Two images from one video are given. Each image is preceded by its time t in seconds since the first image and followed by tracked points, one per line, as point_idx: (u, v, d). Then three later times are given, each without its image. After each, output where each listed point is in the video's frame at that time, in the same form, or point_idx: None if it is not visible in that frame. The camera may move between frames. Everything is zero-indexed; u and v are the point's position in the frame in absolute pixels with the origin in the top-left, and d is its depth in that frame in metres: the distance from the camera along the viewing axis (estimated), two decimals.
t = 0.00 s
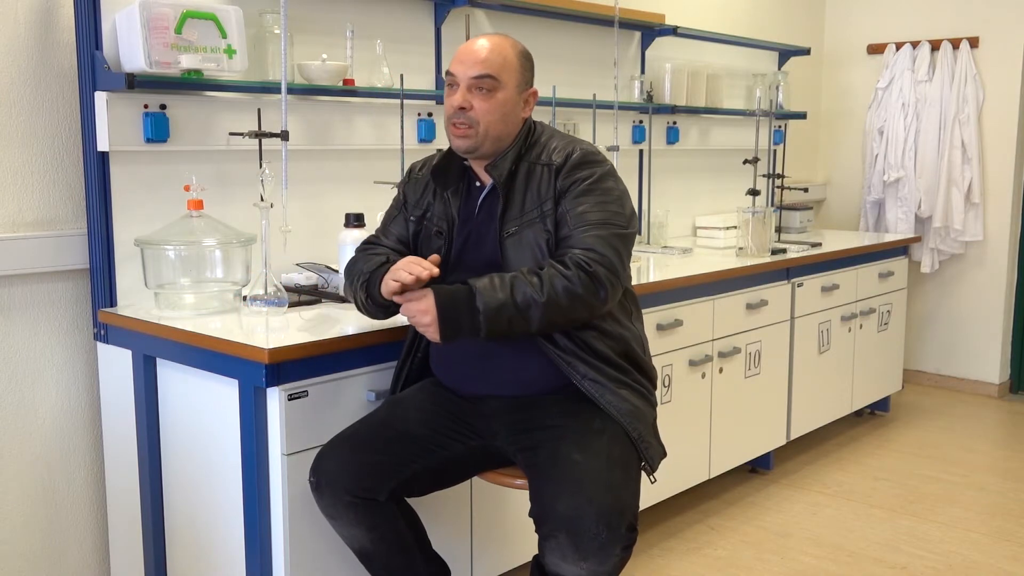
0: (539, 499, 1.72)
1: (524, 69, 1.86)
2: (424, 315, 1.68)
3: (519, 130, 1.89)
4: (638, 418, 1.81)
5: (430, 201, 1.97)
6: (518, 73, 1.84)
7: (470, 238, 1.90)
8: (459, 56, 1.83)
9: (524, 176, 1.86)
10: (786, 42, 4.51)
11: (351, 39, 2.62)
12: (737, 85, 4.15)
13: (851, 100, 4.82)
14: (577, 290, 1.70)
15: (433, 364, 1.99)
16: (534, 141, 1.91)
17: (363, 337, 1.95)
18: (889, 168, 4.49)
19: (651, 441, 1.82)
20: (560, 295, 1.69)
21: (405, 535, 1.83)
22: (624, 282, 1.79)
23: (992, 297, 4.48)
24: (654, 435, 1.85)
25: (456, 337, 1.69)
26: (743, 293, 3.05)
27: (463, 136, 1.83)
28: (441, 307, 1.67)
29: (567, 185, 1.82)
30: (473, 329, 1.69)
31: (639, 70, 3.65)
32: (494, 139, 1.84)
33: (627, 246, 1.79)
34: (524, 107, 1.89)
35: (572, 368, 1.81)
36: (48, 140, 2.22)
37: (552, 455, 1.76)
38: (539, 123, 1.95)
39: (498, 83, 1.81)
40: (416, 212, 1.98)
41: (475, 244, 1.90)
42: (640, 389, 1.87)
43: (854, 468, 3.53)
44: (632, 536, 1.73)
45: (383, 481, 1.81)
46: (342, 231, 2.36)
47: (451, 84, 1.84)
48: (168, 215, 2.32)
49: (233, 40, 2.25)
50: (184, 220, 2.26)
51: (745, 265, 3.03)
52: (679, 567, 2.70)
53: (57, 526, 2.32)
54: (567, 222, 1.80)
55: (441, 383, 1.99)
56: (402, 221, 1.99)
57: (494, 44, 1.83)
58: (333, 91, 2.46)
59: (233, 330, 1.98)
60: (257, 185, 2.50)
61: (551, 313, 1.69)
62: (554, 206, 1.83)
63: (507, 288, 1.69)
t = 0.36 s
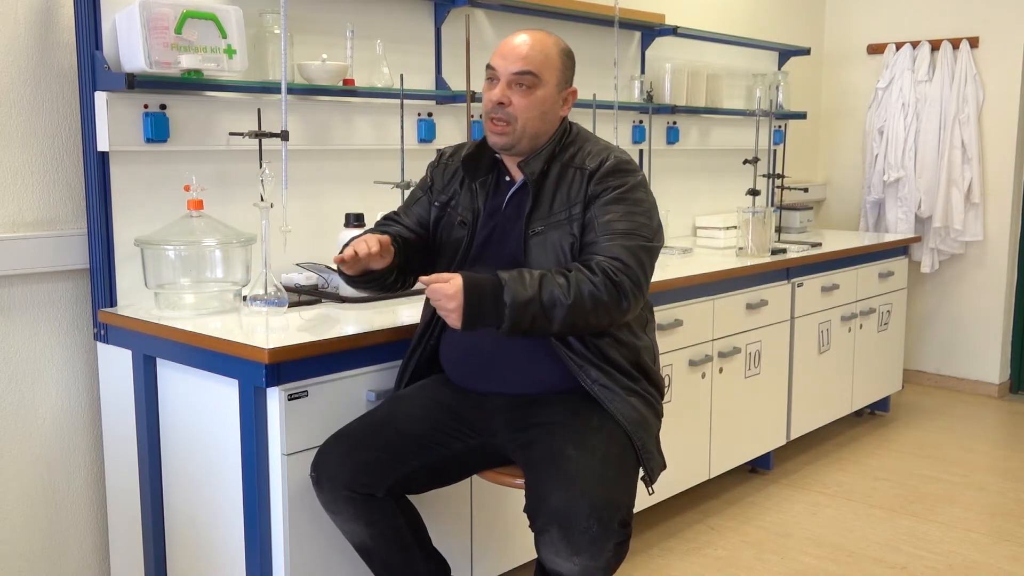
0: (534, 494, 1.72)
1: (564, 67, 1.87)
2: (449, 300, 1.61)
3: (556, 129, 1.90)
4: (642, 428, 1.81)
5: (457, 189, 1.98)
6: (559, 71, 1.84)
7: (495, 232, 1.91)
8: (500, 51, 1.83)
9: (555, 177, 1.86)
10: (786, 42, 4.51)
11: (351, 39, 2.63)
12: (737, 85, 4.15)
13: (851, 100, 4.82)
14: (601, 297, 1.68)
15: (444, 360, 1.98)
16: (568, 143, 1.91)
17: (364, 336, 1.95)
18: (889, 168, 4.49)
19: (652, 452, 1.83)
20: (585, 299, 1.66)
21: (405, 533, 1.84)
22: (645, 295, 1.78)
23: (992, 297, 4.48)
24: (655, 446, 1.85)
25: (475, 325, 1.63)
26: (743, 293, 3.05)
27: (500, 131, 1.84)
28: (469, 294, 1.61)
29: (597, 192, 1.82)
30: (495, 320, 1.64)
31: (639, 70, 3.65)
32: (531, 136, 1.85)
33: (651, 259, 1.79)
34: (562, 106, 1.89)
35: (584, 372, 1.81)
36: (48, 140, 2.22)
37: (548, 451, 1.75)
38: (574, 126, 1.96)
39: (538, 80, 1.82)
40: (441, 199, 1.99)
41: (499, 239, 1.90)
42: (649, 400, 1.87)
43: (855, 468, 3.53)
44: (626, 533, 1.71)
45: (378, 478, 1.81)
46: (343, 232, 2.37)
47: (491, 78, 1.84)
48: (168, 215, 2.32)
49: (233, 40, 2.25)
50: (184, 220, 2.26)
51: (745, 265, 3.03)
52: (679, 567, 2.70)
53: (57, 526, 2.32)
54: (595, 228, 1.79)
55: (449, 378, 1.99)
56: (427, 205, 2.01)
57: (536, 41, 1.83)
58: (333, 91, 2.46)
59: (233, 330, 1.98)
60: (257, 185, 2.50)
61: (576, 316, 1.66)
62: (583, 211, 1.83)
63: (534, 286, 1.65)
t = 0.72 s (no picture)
0: (518, 489, 1.72)
1: (597, 69, 1.88)
2: (473, 306, 1.62)
3: (587, 131, 1.90)
4: (643, 443, 1.80)
5: (481, 188, 1.98)
6: (591, 72, 1.85)
7: (520, 232, 1.90)
8: (534, 51, 1.84)
9: (584, 180, 1.85)
10: (786, 42, 4.51)
11: (351, 39, 2.63)
12: (737, 85, 4.16)
13: (851, 100, 4.82)
14: (624, 309, 1.68)
15: (457, 356, 1.98)
16: (598, 146, 1.90)
17: (365, 336, 1.95)
18: (889, 168, 4.49)
19: (646, 466, 1.82)
20: (608, 310, 1.66)
21: (403, 527, 1.83)
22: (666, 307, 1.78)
23: (992, 297, 4.48)
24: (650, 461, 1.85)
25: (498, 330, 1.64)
26: (744, 293, 3.05)
27: (531, 130, 1.85)
28: (493, 302, 1.61)
29: (626, 199, 1.81)
30: (518, 326, 1.64)
31: (639, 70, 3.65)
32: (561, 136, 1.85)
33: (676, 270, 1.79)
34: (594, 109, 1.90)
35: (594, 379, 1.80)
36: (48, 140, 2.22)
37: (533, 447, 1.76)
38: (607, 128, 1.95)
39: (571, 80, 1.83)
40: (466, 197, 1.99)
41: (525, 239, 1.90)
42: (656, 413, 1.86)
43: (855, 468, 3.53)
44: (608, 533, 1.69)
45: (373, 470, 1.81)
46: (342, 232, 2.35)
47: (523, 76, 1.85)
48: (168, 215, 2.32)
49: (233, 40, 2.25)
50: (184, 220, 2.26)
51: (745, 265, 3.03)
52: (679, 567, 2.70)
53: (57, 526, 2.32)
54: (621, 235, 1.79)
55: (461, 374, 1.99)
56: (451, 203, 2.01)
57: (571, 42, 1.84)
58: (333, 91, 2.45)
59: (233, 330, 1.98)
60: (257, 185, 2.50)
61: (597, 326, 1.67)
62: (611, 217, 1.82)
63: (557, 295, 1.65)
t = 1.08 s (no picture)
0: (489, 490, 1.73)
1: (617, 72, 1.85)
2: (462, 304, 1.62)
3: (602, 133, 1.88)
4: (629, 452, 1.78)
5: (496, 183, 2.00)
6: (609, 75, 1.83)
7: (528, 229, 1.91)
8: (553, 50, 1.83)
9: (592, 183, 1.85)
10: (786, 43, 4.51)
11: (351, 39, 2.63)
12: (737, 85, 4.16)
13: (851, 100, 4.82)
14: (614, 316, 1.66)
15: (460, 352, 1.98)
16: (614, 149, 1.89)
17: (365, 336, 1.95)
18: (889, 168, 4.49)
19: (631, 475, 1.79)
20: (597, 317, 1.66)
21: (401, 523, 1.82)
22: (663, 318, 1.75)
23: (992, 297, 4.48)
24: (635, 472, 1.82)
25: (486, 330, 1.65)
26: (744, 293, 3.05)
27: (544, 129, 1.84)
28: (482, 301, 1.62)
29: (631, 206, 1.79)
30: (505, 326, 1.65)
31: (639, 70, 3.65)
32: (573, 138, 1.85)
33: (676, 282, 1.76)
34: (610, 111, 1.88)
35: (584, 382, 1.79)
36: (48, 140, 2.22)
37: (508, 453, 1.77)
38: (625, 133, 1.94)
39: (586, 82, 1.81)
40: (481, 192, 2.02)
41: (532, 236, 1.91)
42: (648, 424, 1.83)
43: (855, 468, 3.53)
44: (577, 538, 1.66)
45: (370, 466, 1.81)
46: (342, 232, 2.35)
47: (541, 74, 1.85)
48: (168, 215, 2.32)
49: (233, 40, 2.25)
50: (184, 220, 2.26)
51: (745, 265, 3.03)
52: (679, 567, 2.70)
53: (57, 526, 2.32)
54: (622, 242, 1.77)
55: (463, 370, 1.99)
56: (468, 197, 2.04)
57: (591, 43, 1.82)
58: (333, 91, 2.46)
59: (233, 330, 1.98)
60: (257, 185, 2.50)
61: (585, 332, 1.66)
62: (614, 222, 1.81)
63: (547, 298, 1.65)
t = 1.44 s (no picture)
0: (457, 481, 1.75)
1: (632, 72, 1.87)
2: (445, 291, 1.65)
3: (614, 133, 1.89)
4: (607, 455, 1.75)
5: (512, 176, 2.02)
6: (624, 75, 1.85)
7: (534, 224, 1.92)
8: (569, 48, 1.86)
9: (597, 182, 1.84)
10: (786, 43, 4.51)
11: (351, 39, 2.63)
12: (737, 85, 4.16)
13: (851, 100, 4.82)
14: (598, 315, 1.65)
15: (463, 345, 1.99)
16: (626, 149, 1.89)
17: (365, 336, 1.95)
18: (889, 168, 4.49)
19: (607, 480, 1.76)
20: (580, 314, 1.65)
21: (404, 518, 1.82)
22: (652, 322, 1.73)
23: (991, 297, 4.48)
24: (613, 478, 1.78)
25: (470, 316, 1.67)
26: (744, 293, 3.05)
27: (555, 124, 1.86)
28: (466, 289, 1.64)
29: (631, 206, 1.78)
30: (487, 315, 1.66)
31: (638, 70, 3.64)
32: (584, 135, 1.86)
33: (671, 286, 1.74)
34: (625, 112, 1.89)
35: (568, 381, 1.78)
36: (48, 139, 2.22)
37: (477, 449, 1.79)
38: (642, 136, 1.93)
39: (599, 80, 1.83)
40: (496, 184, 2.04)
41: (537, 231, 1.92)
42: (633, 429, 1.78)
43: (854, 468, 3.53)
44: (537, 535, 1.67)
45: (374, 460, 1.81)
46: (342, 231, 2.35)
47: (557, 71, 1.87)
48: (168, 216, 2.32)
49: (233, 40, 2.24)
50: (184, 220, 2.26)
51: (745, 265, 3.03)
52: (679, 567, 2.70)
53: (56, 526, 2.32)
54: (619, 241, 1.76)
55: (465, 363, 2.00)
56: (484, 188, 2.07)
57: (609, 42, 1.85)
58: (333, 91, 2.45)
59: (233, 330, 1.98)
60: (257, 185, 2.50)
61: (567, 328, 1.65)
62: (613, 221, 1.79)
63: (531, 290, 1.65)
